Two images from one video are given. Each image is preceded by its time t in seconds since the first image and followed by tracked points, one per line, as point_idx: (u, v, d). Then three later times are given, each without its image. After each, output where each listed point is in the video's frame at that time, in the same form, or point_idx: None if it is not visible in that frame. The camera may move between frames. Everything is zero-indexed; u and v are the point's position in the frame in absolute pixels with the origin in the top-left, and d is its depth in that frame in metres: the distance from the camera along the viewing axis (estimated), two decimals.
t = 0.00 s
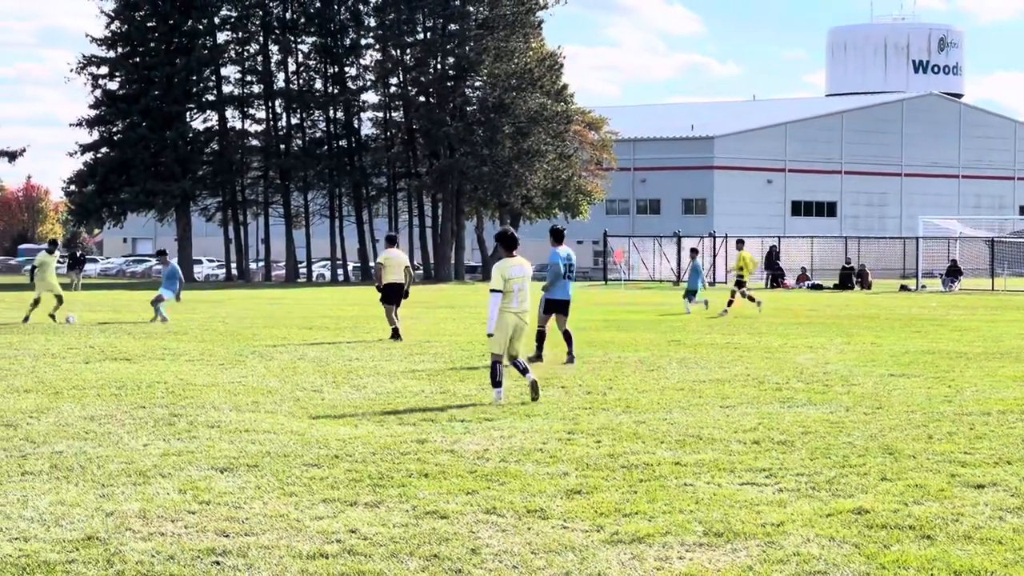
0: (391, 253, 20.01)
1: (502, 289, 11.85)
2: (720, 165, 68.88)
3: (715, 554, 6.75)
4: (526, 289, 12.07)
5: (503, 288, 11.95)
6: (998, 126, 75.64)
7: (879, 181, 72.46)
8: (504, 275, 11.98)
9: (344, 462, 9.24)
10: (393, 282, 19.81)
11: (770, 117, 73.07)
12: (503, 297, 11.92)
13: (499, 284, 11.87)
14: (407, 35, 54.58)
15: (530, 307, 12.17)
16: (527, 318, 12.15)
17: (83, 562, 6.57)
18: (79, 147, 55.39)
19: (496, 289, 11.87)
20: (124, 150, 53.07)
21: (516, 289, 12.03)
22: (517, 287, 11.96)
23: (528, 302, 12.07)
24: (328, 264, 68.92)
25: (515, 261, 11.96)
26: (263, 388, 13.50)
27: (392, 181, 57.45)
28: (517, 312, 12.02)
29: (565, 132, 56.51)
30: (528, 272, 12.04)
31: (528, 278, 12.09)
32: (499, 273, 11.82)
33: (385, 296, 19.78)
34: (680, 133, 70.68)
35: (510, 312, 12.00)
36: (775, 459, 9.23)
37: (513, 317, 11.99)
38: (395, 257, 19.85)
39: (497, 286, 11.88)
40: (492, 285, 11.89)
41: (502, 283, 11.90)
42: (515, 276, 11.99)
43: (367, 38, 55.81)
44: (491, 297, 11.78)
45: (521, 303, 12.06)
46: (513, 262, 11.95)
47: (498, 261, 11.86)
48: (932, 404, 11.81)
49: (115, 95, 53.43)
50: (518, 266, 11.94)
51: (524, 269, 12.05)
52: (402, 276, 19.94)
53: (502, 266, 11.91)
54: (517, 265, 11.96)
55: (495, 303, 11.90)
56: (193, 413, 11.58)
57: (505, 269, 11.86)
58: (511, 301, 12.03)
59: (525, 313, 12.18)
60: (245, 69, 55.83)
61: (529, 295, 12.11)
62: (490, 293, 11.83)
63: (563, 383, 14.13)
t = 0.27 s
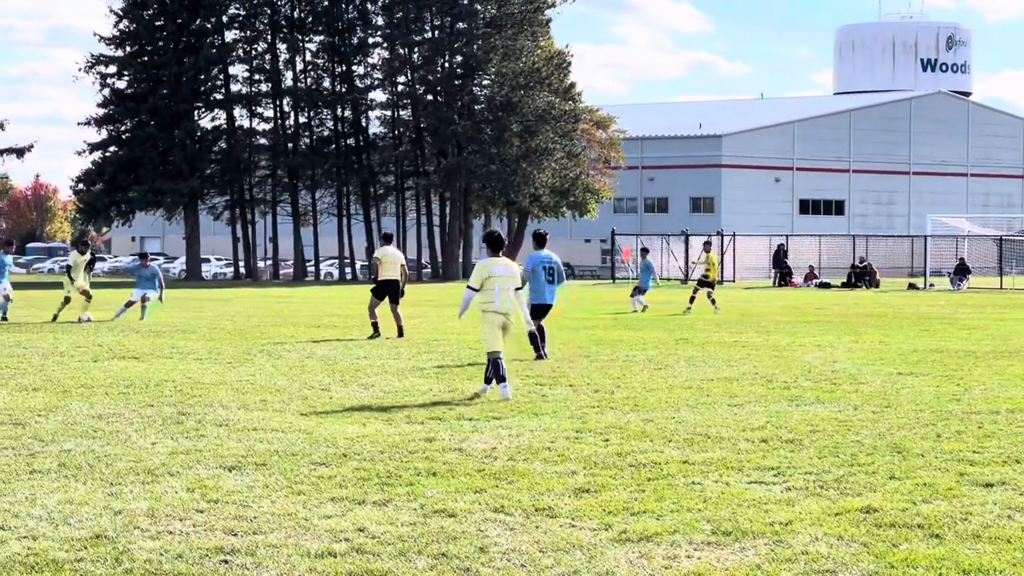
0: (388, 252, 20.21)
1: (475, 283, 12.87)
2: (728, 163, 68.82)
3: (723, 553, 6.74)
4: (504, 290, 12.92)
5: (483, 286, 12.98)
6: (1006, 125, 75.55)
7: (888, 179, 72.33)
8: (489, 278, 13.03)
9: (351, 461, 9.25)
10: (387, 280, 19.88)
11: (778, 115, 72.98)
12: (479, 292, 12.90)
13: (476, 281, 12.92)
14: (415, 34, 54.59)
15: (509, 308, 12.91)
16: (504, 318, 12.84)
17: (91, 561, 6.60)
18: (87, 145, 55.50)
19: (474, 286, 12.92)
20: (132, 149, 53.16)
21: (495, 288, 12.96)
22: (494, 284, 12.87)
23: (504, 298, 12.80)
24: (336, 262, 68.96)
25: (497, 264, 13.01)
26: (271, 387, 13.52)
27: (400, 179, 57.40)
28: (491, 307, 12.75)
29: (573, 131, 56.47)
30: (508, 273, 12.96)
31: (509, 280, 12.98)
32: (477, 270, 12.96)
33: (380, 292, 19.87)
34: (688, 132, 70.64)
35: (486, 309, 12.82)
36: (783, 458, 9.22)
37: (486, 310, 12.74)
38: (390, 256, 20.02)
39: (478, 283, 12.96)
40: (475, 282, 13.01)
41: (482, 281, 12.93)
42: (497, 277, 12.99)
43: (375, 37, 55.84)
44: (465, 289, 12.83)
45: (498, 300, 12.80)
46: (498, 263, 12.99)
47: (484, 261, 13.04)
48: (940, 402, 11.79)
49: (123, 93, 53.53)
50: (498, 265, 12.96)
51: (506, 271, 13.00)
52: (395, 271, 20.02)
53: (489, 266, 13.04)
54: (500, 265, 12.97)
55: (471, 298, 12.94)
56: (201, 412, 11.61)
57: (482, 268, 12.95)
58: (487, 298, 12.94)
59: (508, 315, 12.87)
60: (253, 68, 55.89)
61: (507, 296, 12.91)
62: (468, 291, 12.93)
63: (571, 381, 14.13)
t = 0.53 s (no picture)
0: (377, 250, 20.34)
1: (464, 280, 12.72)
2: (733, 162, 68.76)
3: (729, 553, 6.74)
4: (493, 285, 12.76)
5: (472, 281, 12.81)
6: (1011, 123, 75.49)
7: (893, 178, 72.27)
8: (478, 271, 12.85)
9: (356, 459, 9.25)
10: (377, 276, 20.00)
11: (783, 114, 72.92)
12: (468, 288, 12.73)
13: (465, 277, 12.76)
14: (420, 33, 54.58)
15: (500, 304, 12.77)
16: (495, 314, 12.70)
17: (96, 560, 6.60)
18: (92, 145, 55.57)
19: (463, 282, 12.77)
20: (136, 148, 53.23)
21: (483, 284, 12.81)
22: (483, 280, 12.72)
23: (492, 296, 12.68)
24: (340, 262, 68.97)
25: (486, 258, 12.82)
26: (276, 386, 13.53)
27: (405, 178, 57.43)
28: (479, 305, 12.65)
29: (577, 130, 56.49)
30: (498, 268, 12.80)
31: (499, 274, 12.83)
32: (466, 265, 12.77)
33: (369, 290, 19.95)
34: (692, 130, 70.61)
35: (474, 305, 12.70)
36: (788, 457, 9.22)
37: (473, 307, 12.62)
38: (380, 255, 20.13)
39: (466, 278, 12.79)
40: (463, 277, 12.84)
41: (470, 276, 12.76)
42: (486, 272, 12.81)
43: (380, 35, 55.85)
44: (454, 286, 12.69)
45: (485, 297, 12.68)
46: (486, 257, 12.83)
47: (472, 254, 12.86)
48: (946, 402, 11.78)
49: (128, 93, 53.60)
50: (486, 260, 12.79)
51: (497, 265, 12.84)
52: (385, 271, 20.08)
53: (477, 260, 12.86)
54: (489, 260, 12.82)
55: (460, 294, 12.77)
56: (205, 411, 11.61)
57: (470, 263, 12.77)
58: (475, 294, 12.81)
59: (496, 310, 12.75)
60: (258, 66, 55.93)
61: (497, 292, 12.76)
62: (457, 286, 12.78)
63: (576, 380, 14.12)
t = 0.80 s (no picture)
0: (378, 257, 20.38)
1: (452, 284, 12.88)
2: (735, 161, 68.73)
3: (732, 551, 6.74)
4: (479, 286, 12.96)
5: (458, 282, 13.00)
6: (1013, 122, 75.49)
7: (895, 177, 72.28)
8: (464, 271, 12.99)
9: (358, 459, 9.25)
10: (373, 281, 20.25)
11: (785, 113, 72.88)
12: (456, 290, 12.94)
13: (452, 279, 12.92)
14: (422, 32, 54.55)
15: (487, 304, 13.00)
16: (481, 314, 12.98)
17: (99, 558, 6.61)
18: (94, 144, 55.58)
19: (451, 284, 12.95)
20: (138, 147, 53.24)
21: (469, 284, 13.00)
22: (469, 283, 12.90)
23: (480, 298, 12.93)
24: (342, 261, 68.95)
25: (470, 260, 12.93)
26: (278, 385, 13.54)
27: (407, 177, 57.44)
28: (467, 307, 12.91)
29: (579, 129, 56.51)
30: (483, 270, 12.96)
31: (485, 275, 13.01)
32: (451, 269, 12.89)
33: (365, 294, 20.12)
34: (694, 129, 70.57)
35: (462, 306, 12.94)
36: (791, 455, 9.21)
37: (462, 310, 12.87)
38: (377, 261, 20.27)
39: (453, 279, 12.97)
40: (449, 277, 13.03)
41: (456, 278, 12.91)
42: (471, 272, 12.97)
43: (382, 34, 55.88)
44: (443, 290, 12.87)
45: (474, 301, 12.92)
46: (470, 259, 12.94)
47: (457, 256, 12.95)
48: (948, 400, 11.78)
49: (130, 92, 53.61)
50: (471, 263, 12.89)
51: (481, 266, 12.99)
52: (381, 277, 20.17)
53: (461, 261, 12.99)
54: (473, 261, 12.94)
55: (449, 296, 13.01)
56: (208, 409, 11.61)
57: (456, 266, 12.88)
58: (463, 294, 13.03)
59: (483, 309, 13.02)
60: (260, 66, 55.93)
61: (483, 292, 13.00)
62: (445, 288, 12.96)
63: (578, 379, 14.10)
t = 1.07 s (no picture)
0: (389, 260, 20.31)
1: (433, 279, 13.02)
2: (734, 160, 68.74)
3: (731, 551, 6.74)
4: (461, 281, 13.04)
5: (442, 279, 13.12)
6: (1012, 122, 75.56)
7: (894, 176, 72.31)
8: (447, 268, 13.11)
9: (357, 458, 9.25)
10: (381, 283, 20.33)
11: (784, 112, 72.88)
12: (439, 287, 13.04)
13: (434, 275, 13.06)
14: (421, 32, 54.53)
15: (471, 299, 13.04)
16: (466, 309, 13.01)
17: (99, 558, 6.61)
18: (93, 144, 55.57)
19: (433, 280, 13.09)
20: (138, 146, 53.23)
21: (452, 280, 13.09)
22: (450, 278, 12.99)
23: (461, 293, 12.99)
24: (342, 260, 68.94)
25: (452, 256, 13.05)
26: (277, 384, 13.55)
27: (406, 177, 57.45)
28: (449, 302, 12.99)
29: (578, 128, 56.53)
30: (465, 265, 13.08)
31: (469, 270, 13.11)
32: (433, 265, 13.06)
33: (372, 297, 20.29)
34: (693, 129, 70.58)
35: (445, 301, 13.03)
36: (790, 455, 9.21)
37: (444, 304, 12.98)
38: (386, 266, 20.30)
39: (436, 277, 13.09)
40: (432, 277, 13.16)
41: (438, 275, 13.05)
42: (453, 269, 13.08)
43: (381, 34, 55.89)
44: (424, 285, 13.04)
45: (455, 295, 12.99)
46: (452, 255, 13.08)
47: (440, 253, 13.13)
48: (947, 399, 11.78)
49: (129, 91, 53.61)
50: (452, 258, 13.02)
51: (464, 261, 13.12)
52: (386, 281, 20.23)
53: (444, 258, 13.13)
54: (455, 258, 13.05)
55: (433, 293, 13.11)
56: (207, 409, 11.62)
57: (438, 262, 13.03)
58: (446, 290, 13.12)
59: (466, 305, 13.05)
60: (259, 65, 55.92)
61: (466, 287, 13.08)
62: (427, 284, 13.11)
63: (578, 379, 14.09)
